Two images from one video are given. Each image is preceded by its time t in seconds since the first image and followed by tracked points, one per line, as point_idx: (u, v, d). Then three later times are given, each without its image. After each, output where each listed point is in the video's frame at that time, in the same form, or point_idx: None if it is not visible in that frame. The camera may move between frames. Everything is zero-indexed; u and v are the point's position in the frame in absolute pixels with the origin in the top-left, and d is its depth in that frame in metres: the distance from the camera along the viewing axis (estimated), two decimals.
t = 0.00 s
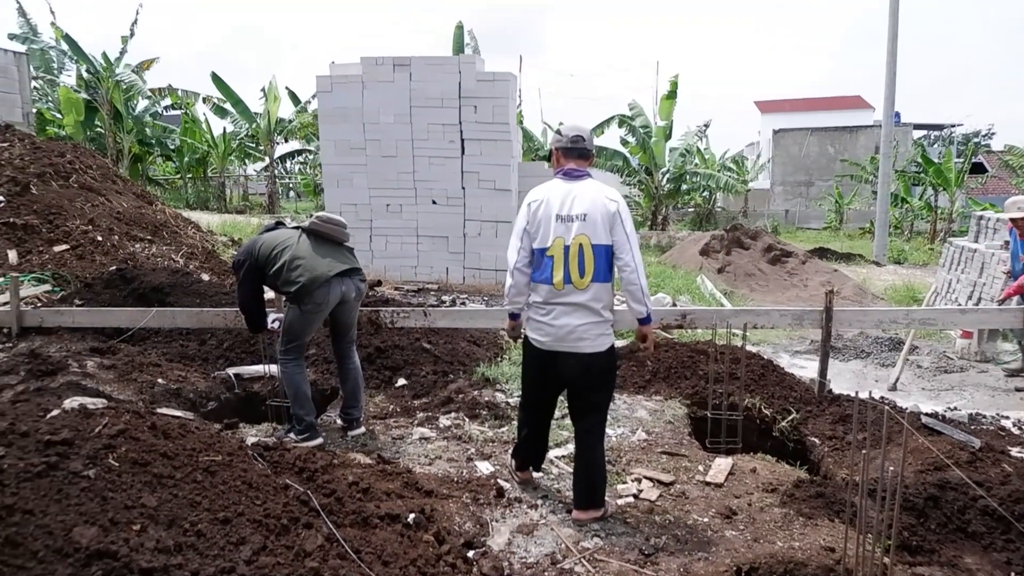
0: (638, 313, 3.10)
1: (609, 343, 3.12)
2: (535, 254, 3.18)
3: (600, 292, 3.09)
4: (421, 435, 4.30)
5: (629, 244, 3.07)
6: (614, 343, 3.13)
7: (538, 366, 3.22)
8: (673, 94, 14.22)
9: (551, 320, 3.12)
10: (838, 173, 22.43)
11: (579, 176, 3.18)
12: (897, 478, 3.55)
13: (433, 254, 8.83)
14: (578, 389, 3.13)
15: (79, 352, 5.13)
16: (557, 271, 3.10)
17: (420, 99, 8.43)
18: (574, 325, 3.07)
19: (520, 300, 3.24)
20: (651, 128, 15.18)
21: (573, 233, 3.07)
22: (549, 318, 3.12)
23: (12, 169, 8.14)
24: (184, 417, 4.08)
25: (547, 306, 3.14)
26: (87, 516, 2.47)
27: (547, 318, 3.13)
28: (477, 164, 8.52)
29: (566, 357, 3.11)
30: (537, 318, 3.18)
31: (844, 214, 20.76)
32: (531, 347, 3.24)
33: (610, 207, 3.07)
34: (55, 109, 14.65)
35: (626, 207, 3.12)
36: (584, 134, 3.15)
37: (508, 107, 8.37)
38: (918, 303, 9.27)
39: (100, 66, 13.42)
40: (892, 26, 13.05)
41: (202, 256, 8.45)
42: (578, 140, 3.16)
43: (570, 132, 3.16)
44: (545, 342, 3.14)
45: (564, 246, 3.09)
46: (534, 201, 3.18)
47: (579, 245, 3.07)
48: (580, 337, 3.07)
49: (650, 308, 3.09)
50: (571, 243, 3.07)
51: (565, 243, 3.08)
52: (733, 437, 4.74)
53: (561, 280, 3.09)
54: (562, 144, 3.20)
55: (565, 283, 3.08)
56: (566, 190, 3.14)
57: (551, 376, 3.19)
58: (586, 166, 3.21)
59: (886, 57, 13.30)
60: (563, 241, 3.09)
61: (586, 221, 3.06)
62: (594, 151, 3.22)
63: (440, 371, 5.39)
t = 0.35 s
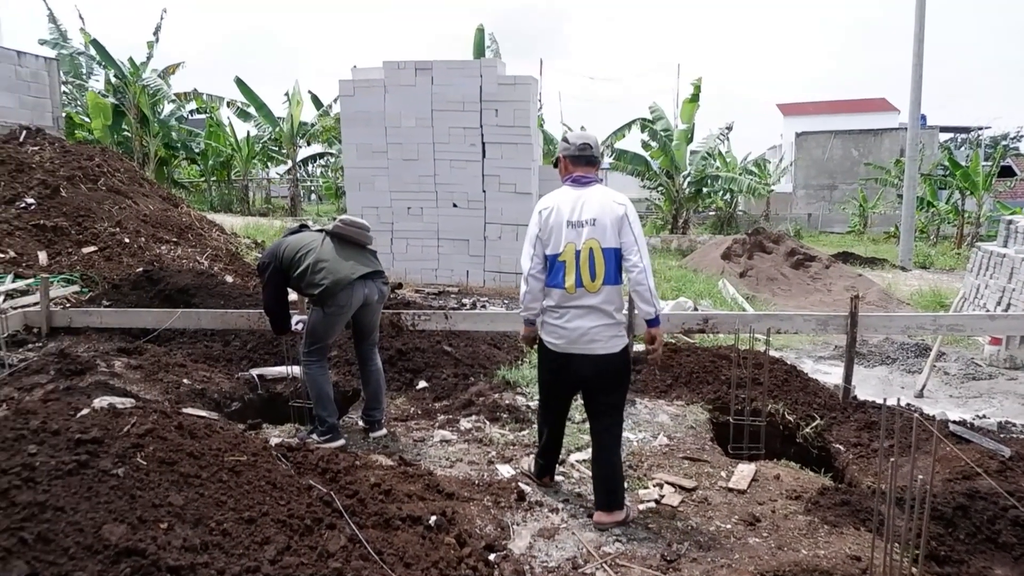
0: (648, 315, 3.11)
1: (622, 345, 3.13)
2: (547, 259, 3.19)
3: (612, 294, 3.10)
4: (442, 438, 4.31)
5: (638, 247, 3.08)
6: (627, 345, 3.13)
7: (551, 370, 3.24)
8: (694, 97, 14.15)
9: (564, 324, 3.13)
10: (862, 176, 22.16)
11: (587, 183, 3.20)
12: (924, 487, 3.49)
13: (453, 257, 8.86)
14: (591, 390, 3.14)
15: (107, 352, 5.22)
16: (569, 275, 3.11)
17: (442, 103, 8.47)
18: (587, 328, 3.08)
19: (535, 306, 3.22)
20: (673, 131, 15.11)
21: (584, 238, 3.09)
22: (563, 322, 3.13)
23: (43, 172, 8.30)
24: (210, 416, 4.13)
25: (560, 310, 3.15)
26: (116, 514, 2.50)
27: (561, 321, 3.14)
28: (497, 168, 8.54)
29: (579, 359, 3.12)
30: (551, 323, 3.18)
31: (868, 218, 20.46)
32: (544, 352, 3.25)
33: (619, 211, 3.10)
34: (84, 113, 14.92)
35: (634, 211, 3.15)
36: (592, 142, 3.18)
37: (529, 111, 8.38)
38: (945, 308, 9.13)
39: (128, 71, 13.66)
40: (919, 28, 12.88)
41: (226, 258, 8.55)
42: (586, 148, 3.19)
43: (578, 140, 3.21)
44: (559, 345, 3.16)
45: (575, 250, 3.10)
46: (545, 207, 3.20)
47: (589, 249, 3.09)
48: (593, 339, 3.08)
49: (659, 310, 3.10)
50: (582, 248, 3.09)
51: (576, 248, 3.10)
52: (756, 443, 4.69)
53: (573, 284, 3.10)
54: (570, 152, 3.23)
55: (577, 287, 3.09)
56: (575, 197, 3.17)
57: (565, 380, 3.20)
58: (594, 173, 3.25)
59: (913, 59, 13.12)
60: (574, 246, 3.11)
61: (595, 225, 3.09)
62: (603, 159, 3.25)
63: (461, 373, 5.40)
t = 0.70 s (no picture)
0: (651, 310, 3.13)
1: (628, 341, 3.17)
2: (553, 260, 3.27)
3: (615, 292, 3.14)
4: (463, 440, 4.32)
5: (640, 243, 3.11)
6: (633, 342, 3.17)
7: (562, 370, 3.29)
8: (716, 100, 14.07)
9: (570, 322, 3.19)
10: (887, 180, 21.88)
11: (589, 185, 3.27)
12: (952, 497, 3.43)
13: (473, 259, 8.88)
14: (602, 388, 3.19)
15: (133, 352, 5.30)
16: (574, 274, 3.18)
17: (462, 106, 8.50)
18: (593, 325, 3.14)
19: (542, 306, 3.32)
20: (694, 134, 15.03)
21: (587, 238, 3.16)
22: (569, 320, 3.20)
23: (71, 174, 8.44)
24: (234, 416, 4.18)
25: (566, 309, 3.22)
26: (143, 512, 2.54)
27: (567, 319, 3.21)
28: (518, 170, 8.55)
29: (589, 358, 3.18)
30: (558, 322, 3.25)
31: (893, 222, 20.17)
32: (555, 353, 3.30)
33: (620, 210, 3.14)
34: (111, 116, 15.16)
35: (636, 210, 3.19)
36: (592, 147, 3.26)
37: (549, 114, 8.37)
38: (972, 314, 8.97)
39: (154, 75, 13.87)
40: (947, 30, 12.70)
41: (249, 260, 8.64)
42: (587, 152, 3.26)
43: (579, 145, 3.28)
44: (566, 343, 3.22)
45: (579, 250, 3.17)
46: (549, 210, 3.28)
47: (592, 248, 3.14)
48: (598, 336, 3.13)
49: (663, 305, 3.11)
50: (585, 247, 3.15)
51: (579, 247, 3.16)
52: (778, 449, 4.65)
53: (577, 282, 3.16)
54: (571, 157, 3.31)
55: (581, 285, 3.16)
56: (579, 198, 3.23)
57: (577, 379, 3.25)
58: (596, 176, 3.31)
59: (940, 60, 12.93)
60: (578, 246, 3.17)
61: (598, 224, 3.14)
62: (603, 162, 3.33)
63: (481, 376, 5.41)
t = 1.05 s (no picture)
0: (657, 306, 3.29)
1: (638, 335, 3.31)
2: (561, 260, 3.40)
3: (624, 288, 3.29)
4: (483, 441, 4.33)
5: (646, 241, 3.27)
6: (642, 336, 3.32)
7: (574, 369, 3.38)
8: (737, 102, 13.97)
9: (581, 319, 3.31)
10: (912, 182, 21.59)
11: (595, 185, 3.43)
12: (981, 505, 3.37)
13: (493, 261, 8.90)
14: (617, 381, 3.32)
15: (158, 351, 5.37)
16: (583, 272, 3.31)
17: (483, 108, 8.52)
18: (604, 322, 3.27)
19: (550, 304, 3.46)
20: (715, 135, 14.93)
21: (595, 236, 3.30)
22: (579, 318, 3.32)
23: (99, 176, 8.57)
24: (257, 416, 4.22)
25: (576, 307, 3.34)
26: (170, 509, 2.58)
27: (578, 317, 3.33)
28: (538, 172, 8.55)
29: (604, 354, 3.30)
30: (568, 320, 3.38)
31: (918, 224, 19.87)
32: (568, 353, 3.38)
33: (626, 209, 3.30)
34: (137, 119, 15.40)
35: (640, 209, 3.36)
36: (596, 148, 3.41)
37: (570, 116, 8.36)
38: (1000, 319, 8.82)
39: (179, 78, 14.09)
40: (975, 29, 12.50)
41: (272, 261, 8.73)
42: (592, 154, 3.43)
43: (584, 147, 3.43)
44: (577, 340, 3.33)
45: (587, 248, 3.30)
46: (556, 211, 3.41)
47: (600, 246, 3.29)
48: (610, 331, 3.26)
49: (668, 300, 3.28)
50: (594, 246, 3.29)
51: (587, 246, 3.30)
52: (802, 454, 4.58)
53: (587, 281, 3.30)
54: (575, 158, 3.46)
55: (591, 283, 3.29)
56: (586, 198, 3.37)
57: (590, 376, 3.35)
58: (600, 177, 3.47)
59: (967, 60, 12.73)
60: (586, 244, 3.31)
61: (605, 224, 3.29)
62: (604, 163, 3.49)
63: (501, 378, 5.42)
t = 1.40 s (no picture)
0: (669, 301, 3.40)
1: (653, 330, 3.41)
2: (574, 260, 3.42)
3: (640, 286, 3.35)
4: (505, 443, 4.33)
5: (658, 239, 3.35)
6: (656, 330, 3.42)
7: (595, 368, 3.40)
8: (759, 102, 13.84)
9: (601, 319, 3.34)
10: (939, 182, 21.24)
11: (606, 185, 3.47)
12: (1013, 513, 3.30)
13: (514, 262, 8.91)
14: (635, 375, 3.39)
15: (185, 351, 5.45)
16: (600, 272, 3.35)
17: (504, 109, 8.53)
18: (624, 320, 3.31)
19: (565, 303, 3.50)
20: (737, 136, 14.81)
21: (610, 236, 3.33)
22: (599, 317, 3.35)
23: (126, 179, 8.70)
24: (281, 415, 4.27)
25: (594, 306, 3.37)
26: (198, 507, 2.61)
27: (596, 317, 3.36)
28: (559, 174, 8.55)
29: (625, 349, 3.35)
30: (585, 319, 3.40)
31: (945, 226, 19.54)
32: (588, 352, 3.40)
33: (638, 208, 3.36)
34: (163, 122, 15.62)
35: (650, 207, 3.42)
36: (606, 149, 3.47)
37: (591, 117, 8.35)
38: None
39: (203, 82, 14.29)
40: (1004, 27, 12.26)
41: (295, 262, 8.82)
42: (602, 155, 3.47)
43: (593, 148, 3.48)
44: (598, 339, 3.35)
45: (603, 248, 3.34)
46: (568, 212, 3.41)
47: (616, 245, 3.33)
48: (631, 329, 3.32)
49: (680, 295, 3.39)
50: (609, 245, 3.33)
51: (603, 246, 3.33)
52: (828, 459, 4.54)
53: (604, 280, 3.33)
54: (585, 159, 3.50)
55: (608, 283, 3.33)
56: (597, 198, 3.40)
57: (611, 373, 3.39)
58: (609, 177, 3.52)
59: (996, 59, 12.49)
60: (601, 244, 3.34)
61: (619, 223, 3.33)
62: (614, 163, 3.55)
63: (522, 379, 5.42)
